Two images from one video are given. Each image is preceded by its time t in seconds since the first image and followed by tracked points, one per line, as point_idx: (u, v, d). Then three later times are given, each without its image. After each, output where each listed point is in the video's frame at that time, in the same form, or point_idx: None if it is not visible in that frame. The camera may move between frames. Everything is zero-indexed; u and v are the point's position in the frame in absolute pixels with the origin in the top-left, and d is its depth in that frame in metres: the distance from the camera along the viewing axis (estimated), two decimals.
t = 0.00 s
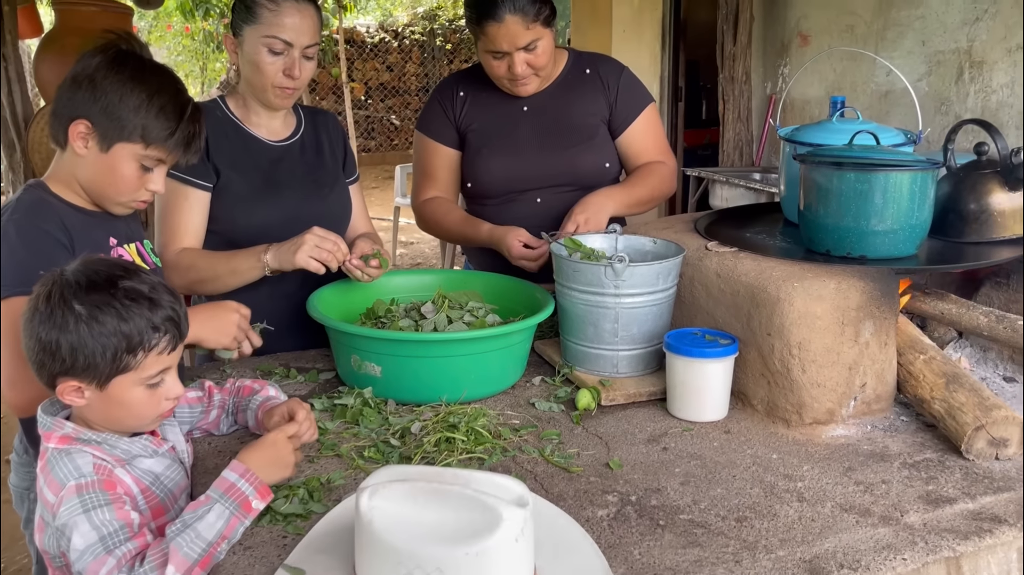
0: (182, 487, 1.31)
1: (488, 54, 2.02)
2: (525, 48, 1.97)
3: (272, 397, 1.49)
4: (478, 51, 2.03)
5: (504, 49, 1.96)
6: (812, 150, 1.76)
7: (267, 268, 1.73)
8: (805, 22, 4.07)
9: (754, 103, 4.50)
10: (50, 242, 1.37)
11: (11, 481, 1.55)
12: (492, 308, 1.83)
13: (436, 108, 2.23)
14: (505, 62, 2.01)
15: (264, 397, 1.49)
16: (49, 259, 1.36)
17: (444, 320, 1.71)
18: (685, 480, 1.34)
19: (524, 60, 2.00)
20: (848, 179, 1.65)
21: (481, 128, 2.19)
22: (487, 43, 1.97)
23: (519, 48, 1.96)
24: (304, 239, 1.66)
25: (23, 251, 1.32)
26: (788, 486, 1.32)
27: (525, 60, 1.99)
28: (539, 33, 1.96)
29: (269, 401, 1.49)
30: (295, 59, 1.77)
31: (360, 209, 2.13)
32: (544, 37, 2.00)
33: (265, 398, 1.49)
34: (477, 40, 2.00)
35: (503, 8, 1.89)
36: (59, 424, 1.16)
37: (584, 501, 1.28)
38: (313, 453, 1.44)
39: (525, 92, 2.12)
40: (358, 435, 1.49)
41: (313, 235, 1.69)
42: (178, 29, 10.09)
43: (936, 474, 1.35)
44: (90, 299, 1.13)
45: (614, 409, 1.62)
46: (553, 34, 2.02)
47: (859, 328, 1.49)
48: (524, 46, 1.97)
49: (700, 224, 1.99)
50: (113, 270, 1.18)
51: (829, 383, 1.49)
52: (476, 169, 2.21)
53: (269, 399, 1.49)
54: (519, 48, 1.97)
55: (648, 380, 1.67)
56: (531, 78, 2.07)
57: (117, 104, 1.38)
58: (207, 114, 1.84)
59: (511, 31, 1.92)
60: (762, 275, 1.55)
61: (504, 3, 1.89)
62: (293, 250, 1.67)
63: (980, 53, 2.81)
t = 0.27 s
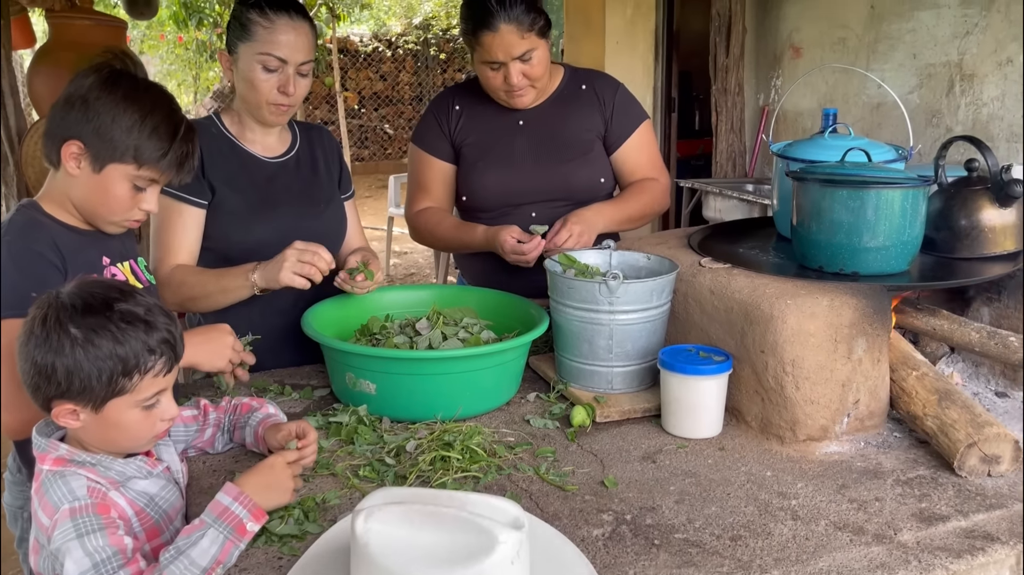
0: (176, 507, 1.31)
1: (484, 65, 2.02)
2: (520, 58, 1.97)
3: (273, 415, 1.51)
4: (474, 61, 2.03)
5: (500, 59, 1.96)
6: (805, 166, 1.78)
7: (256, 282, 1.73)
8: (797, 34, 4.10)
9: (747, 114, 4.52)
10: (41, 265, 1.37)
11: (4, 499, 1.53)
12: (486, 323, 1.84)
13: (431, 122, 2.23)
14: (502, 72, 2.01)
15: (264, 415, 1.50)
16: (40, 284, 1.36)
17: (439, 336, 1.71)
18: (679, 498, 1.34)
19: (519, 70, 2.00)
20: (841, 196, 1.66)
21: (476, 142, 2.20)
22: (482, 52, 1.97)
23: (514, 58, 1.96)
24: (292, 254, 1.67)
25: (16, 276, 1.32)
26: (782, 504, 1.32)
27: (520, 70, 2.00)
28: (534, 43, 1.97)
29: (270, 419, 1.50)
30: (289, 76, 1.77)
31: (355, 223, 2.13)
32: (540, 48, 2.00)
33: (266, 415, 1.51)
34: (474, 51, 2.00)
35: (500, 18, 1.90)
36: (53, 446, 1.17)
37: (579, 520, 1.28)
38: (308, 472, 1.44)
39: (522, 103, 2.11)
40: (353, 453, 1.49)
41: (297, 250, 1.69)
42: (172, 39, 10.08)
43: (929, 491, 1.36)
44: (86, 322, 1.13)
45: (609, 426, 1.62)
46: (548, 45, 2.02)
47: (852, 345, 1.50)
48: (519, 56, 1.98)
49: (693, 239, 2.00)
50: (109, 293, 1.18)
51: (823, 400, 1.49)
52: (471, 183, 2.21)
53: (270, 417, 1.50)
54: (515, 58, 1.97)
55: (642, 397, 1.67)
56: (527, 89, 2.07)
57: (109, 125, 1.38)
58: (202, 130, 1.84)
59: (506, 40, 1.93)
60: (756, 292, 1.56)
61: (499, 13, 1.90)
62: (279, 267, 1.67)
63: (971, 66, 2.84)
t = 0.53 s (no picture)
0: (171, 528, 1.30)
1: (479, 80, 2.01)
2: (516, 72, 1.97)
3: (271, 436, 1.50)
4: (470, 76, 2.03)
5: (496, 73, 1.96)
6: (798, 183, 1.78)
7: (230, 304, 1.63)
8: (789, 46, 4.13)
9: (740, 125, 4.54)
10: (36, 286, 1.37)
11: None
12: (481, 339, 1.84)
13: (425, 138, 2.24)
14: (498, 86, 2.01)
15: (261, 435, 1.50)
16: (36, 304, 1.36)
17: (434, 353, 1.71)
18: (674, 517, 1.35)
19: (517, 84, 2.00)
20: (833, 215, 1.67)
21: (471, 158, 2.20)
22: (478, 67, 1.98)
23: (511, 72, 1.96)
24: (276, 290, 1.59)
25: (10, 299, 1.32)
26: (777, 522, 1.32)
27: (517, 84, 2.00)
28: (530, 56, 1.97)
29: (266, 439, 1.49)
30: (273, 92, 1.77)
31: (351, 234, 2.13)
32: (536, 61, 2.00)
33: (262, 435, 1.50)
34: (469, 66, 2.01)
35: (495, 33, 1.91)
36: (47, 467, 1.17)
37: (574, 540, 1.28)
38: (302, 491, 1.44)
39: (519, 117, 2.11)
40: (347, 472, 1.48)
41: (282, 286, 1.61)
42: (166, 49, 10.09)
43: (923, 509, 1.36)
44: (78, 346, 1.14)
45: (604, 443, 1.62)
46: (543, 59, 2.03)
47: (845, 362, 1.50)
48: (516, 70, 1.97)
49: (687, 254, 2.01)
50: (103, 316, 1.19)
51: (817, 417, 1.50)
52: (466, 199, 2.22)
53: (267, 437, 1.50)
54: (511, 72, 1.97)
55: (637, 413, 1.67)
56: (524, 103, 2.06)
57: (102, 144, 1.38)
58: (196, 148, 1.85)
59: (502, 55, 1.93)
60: (750, 308, 1.57)
61: (495, 28, 1.91)
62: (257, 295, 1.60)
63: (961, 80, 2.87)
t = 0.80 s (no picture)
0: (168, 554, 1.29)
1: (479, 96, 2.01)
2: (515, 86, 1.97)
3: (269, 461, 1.48)
4: (470, 92, 2.03)
5: (495, 88, 1.96)
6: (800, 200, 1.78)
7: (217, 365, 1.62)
8: (786, 58, 4.13)
9: (737, 137, 4.54)
10: (31, 305, 1.35)
11: None
12: (481, 358, 1.83)
13: (424, 155, 2.23)
14: (497, 102, 2.00)
15: (260, 461, 1.48)
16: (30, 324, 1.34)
17: (433, 372, 1.70)
18: (678, 540, 1.33)
19: (516, 99, 1.99)
20: (834, 232, 1.66)
21: (469, 176, 2.19)
22: (477, 82, 1.97)
23: (509, 87, 1.96)
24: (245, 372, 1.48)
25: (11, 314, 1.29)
26: (781, 545, 1.31)
27: (516, 99, 1.99)
28: (528, 71, 1.96)
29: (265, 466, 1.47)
30: (270, 115, 1.76)
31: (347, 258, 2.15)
32: (534, 75, 2.00)
33: (260, 460, 1.48)
34: (468, 82, 2.00)
35: (493, 48, 1.91)
36: (42, 493, 1.16)
37: (577, 565, 1.26)
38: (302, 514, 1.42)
39: (519, 132, 2.09)
40: (347, 495, 1.47)
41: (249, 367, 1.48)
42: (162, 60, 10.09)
43: (928, 531, 1.35)
44: (78, 373, 1.14)
45: (606, 463, 1.61)
46: (542, 73, 2.02)
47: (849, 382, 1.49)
48: (515, 85, 1.97)
49: (687, 271, 2.00)
50: (103, 341, 1.19)
51: (820, 437, 1.49)
52: (465, 217, 2.20)
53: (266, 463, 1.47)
54: (511, 87, 1.96)
55: (638, 433, 1.66)
56: (524, 118, 2.05)
57: (92, 162, 1.36)
58: (194, 165, 1.83)
59: (501, 69, 1.93)
60: (752, 327, 1.56)
61: (492, 43, 1.91)
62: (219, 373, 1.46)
63: (958, 93, 2.87)
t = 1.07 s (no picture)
0: None
1: (476, 110, 1.99)
2: (515, 99, 1.95)
3: (268, 480, 1.45)
4: (467, 107, 2.01)
5: (493, 101, 1.94)
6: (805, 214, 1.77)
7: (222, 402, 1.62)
8: (785, 69, 4.12)
9: (737, 148, 4.52)
10: (24, 327, 1.32)
11: None
12: (484, 375, 1.81)
13: (422, 170, 2.21)
14: (496, 115, 1.98)
15: (259, 480, 1.45)
16: (23, 346, 1.31)
17: (435, 390, 1.68)
18: (686, 562, 1.30)
19: (514, 112, 1.97)
20: (840, 245, 1.65)
21: (467, 193, 2.18)
22: (475, 96, 1.95)
23: (508, 99, 1.94)
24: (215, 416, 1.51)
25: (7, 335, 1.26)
26: (792, 567, 1.28)
27: (515, 112, 1.97)
28: (526, 82, 1.94)
29: (264, 484, 1.44)
30: (270, 131, 1.74)
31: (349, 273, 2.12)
32: (532, 86, 1.98)
33: (259, 479, 1.45)
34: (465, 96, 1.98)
35: (489, 61, 1.89)
36: (37, 517, 1.15)
37: None
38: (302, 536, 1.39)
39: (518, 145, 2.06)
40: (348, 516, 1.44)
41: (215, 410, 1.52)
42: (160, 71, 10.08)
43: (941, 552, 1.32)
44: (72, 397, 1.12)
45: (611, 482, 1.58)
46: (539, 84, 2.00)
47: (858, 399, 1.47)
48: (512, 97, 1.95)
49: (691, 284, 1.98)
50: (98, 363, 1.17)
51: (830, 455, 1.46)
52: (464, 234, 2.18)
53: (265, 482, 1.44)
54: (508, 99, 1.94)
55: (644, 450, 1.63)
56: (523, 130, 2.03)
57: (92, 179, 1.33)
58: (194, 179, 1.81)
59: (500, 82, 1.91)
60: (759, 343, 1.53)
61: (489, 56, 1.89)
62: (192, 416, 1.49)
63: (959, 104, 2.86)
